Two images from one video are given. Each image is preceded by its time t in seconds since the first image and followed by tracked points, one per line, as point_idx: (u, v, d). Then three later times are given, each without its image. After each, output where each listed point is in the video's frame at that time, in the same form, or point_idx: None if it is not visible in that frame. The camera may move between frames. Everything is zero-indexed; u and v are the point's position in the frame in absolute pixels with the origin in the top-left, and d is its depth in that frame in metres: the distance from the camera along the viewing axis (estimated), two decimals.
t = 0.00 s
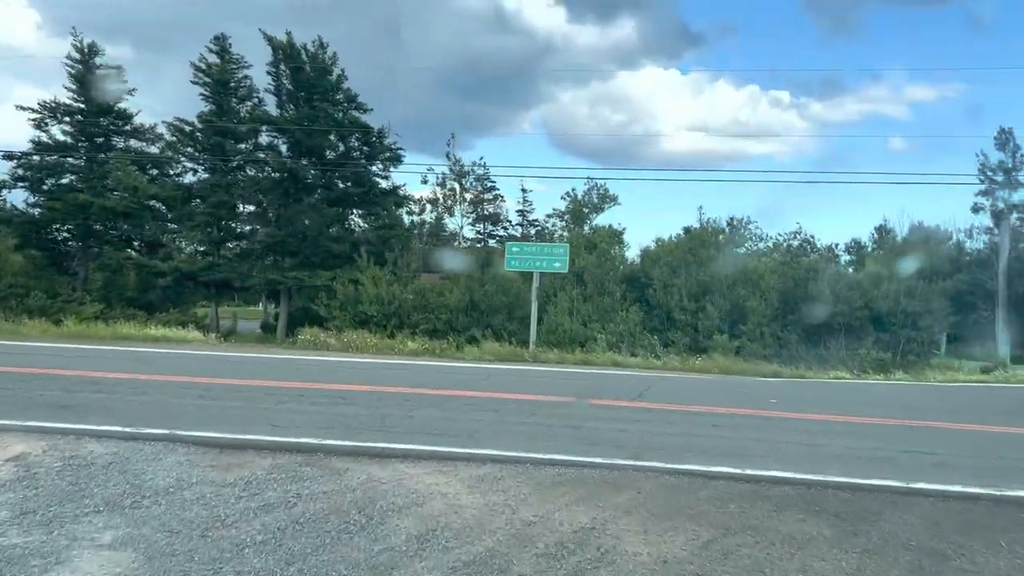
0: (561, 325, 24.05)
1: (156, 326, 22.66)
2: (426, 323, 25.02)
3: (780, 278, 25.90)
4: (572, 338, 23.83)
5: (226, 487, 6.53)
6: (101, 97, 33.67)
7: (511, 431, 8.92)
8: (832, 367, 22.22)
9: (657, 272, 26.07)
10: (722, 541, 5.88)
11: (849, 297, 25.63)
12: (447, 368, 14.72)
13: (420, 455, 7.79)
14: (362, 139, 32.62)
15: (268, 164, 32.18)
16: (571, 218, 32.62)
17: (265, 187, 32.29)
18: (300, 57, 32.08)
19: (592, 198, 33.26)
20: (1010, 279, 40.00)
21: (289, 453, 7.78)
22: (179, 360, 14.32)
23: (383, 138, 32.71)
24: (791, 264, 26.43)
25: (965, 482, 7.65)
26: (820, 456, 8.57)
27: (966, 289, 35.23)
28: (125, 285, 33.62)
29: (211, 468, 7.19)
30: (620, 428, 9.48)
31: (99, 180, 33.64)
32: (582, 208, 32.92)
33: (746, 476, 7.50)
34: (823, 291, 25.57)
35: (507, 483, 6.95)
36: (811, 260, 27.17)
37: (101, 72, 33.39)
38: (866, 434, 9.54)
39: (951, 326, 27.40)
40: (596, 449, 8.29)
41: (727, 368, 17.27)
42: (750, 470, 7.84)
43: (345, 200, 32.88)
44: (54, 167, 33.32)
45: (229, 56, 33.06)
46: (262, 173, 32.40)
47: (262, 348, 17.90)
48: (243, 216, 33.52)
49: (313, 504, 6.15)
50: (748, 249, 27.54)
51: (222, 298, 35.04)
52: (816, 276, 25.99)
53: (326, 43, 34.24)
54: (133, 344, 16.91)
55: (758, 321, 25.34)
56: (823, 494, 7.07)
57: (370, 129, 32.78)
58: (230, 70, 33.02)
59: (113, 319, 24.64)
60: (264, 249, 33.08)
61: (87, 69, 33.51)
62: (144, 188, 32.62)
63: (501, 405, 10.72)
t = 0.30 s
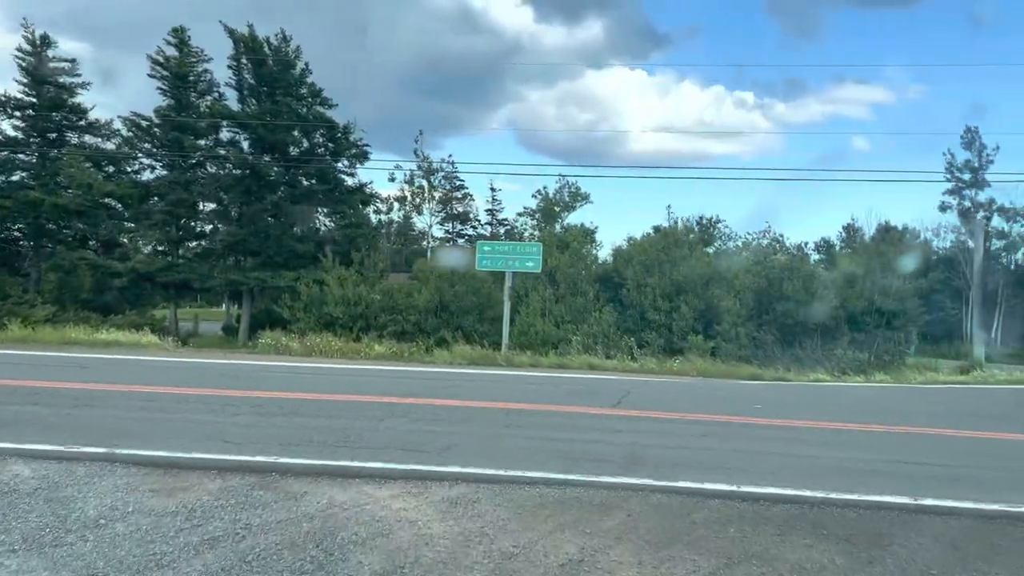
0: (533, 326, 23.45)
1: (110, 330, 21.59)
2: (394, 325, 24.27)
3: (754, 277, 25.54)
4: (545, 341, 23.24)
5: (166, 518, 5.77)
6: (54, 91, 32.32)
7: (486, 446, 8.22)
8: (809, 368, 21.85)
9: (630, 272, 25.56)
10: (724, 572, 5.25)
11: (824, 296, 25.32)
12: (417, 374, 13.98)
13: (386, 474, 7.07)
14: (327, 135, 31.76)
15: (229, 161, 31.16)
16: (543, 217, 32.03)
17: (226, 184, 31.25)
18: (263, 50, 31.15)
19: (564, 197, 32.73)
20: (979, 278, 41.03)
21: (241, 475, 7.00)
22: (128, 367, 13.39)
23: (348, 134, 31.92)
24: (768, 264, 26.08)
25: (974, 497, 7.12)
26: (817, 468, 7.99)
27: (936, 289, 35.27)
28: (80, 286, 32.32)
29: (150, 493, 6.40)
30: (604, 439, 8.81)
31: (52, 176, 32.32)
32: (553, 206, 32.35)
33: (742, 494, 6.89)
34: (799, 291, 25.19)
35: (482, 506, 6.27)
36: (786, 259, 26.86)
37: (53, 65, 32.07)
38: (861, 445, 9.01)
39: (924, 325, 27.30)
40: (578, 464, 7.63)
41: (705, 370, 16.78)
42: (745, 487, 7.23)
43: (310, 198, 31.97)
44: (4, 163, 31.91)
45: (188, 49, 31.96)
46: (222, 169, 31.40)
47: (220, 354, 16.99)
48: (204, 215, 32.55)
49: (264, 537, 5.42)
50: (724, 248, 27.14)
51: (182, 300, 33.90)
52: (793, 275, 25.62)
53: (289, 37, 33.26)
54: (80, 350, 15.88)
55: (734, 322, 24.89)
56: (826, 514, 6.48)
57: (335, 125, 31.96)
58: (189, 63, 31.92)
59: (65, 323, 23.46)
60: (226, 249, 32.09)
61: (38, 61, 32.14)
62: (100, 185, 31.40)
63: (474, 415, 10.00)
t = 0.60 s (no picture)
0: (507, 327, 22.84)
1: (64, 334, 20.60)
2: (363, 326, 23.54)
3: (729, 277, 25.16)
4: (519, 343, 22.64)
5: (99, 554, 5.07)
6: (7, 85, 31.07)
7: (462, 461, 7.57)
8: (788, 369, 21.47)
9: (605, 271, 25.06)
10: None
11: (800, 295, 24.97)
12: (386, 379, 13.27)
13: (351, 496, 6.41)
14: (293, 131, 30.99)
15: (192, 157, 30.19)
16: (515, 215, 31.44)
17: (189, 181, 30.27)
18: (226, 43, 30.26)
19: (537, 195, 32.15)
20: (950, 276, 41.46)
21: (190, 499, 6.28)
22: (75, 376, 12.51)
23: (315, 130, 31.15)
24: (744, 263, 25.74)
25: (986, 513, 6.64)
26: (816, 481, 7.46)
27: (908, 287, 35.26)
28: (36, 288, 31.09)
29: (84, 523, 5.69)
30: (588, 451, 8.21)
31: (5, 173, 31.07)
32: (525, 204, 31.74)
33: (740, 513, 6.34)
34: (776, 290, 24.82)
35: (459, 534, 5.64)
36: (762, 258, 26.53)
37: (7, 58, 30.91)
38: (858, 455, 8.51)
39: (900, 324, 27.14)
40: (561, 481, 7.03)
41: (685, 373, 16.26)
42: (743, 504, 6.68)
43: (276, 196, 31.14)
44: None
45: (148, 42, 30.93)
46: (185, 166, 30.44)
47: (179, 358, 16.14)
48: (166, 213, 31.55)
49: None
50: (700, 247, 26.76)
51: (142, 301, 32.83)
52: (770, 275, 25.28)
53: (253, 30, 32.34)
54: (25, 356, 14.92)
55: (711, 322, 24.45)
56: (834, 536, 5.95)
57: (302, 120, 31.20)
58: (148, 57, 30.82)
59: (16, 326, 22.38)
60: (188, 248, 31.10)
61: None
62: (57, 182, 30.25)
63: (447, 425, 9.33)
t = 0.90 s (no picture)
0: (484, 328, 22.24)
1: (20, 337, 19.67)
2: (334, 328, 22.82)
3: (708, 275, 24.86)
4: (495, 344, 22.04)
5: None
6: None
7: (441, 478, 6.98)
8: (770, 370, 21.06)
9: (584, 270, 24.57)
10: None
11: (781, 294, 24.53)
12: (358, 385, 12.61)
13: (318, 520, 5.80)
14: (262, 127, 30.35)
15: (156, 154, 29.26)
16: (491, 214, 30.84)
17: (153, 178, 29.35)
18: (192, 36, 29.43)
19: (514, 193, 31.58)
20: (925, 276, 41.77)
21: (137, 527, 5.62)
22: (24, 383, 11.69)
23: (285, 126, 30.45)
24: (724, 261, 25.35)
25: (1003, 529, 6.19)
26: (820, 496, 6.96)
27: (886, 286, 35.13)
28: None
29: (11, 556, 5.03)
30: (576, 464, 7.64)
31: None
32: (502, 202, 31.15)
33: (744, 534, 5.82)
34: (756, 289, 24.42)
35: (436, 563, 5.06)
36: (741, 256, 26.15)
37: None
38: (859, 466, 8.03)
39: (880, 323, 26.89)
40: (548, 499, 6.47)
41: (668, 376, 15.75)
42: (745, 522, 6.16)
43: (244, 194, 30.35)
44: None
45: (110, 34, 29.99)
46: (150, 163, 29.56)
47: (139, 363, 15.32)
48: (130, 212, 30.61)
49: None
50: (679, 246, 26.37)
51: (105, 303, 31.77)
52: (750, 274, 24.91)
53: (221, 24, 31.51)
54: None
55: (691, 322, 24.00)
56: (848, 559, 5.45)
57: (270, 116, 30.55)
58: (111, 50, 30.26)
59: None
60: (153, 248, 30.15)
61: None
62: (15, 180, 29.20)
63: (423, 436, 8.72)
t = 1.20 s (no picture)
0: (462, 329, 21.69)
1: None
2: (307, 330, 22.12)
3: (689, 275, 24.42)
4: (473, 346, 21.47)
5: None
6: None
7: (420, 496, 6.42)
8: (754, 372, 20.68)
9: (564, 269, 24.07)
10: None
11: (764, 295, 24.21)
12: (332, 391, 11.99)
13: (284, 549, 5.21)
14: (233, 122, 29.82)
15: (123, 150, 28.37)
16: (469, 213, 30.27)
17: (119, 175, 28.48)
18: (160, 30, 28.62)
19: (492, 191, 31.01)
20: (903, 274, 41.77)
21: (79, 559, 5.00)
22: None
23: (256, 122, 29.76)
24: (705, 261, 24.96)
25: None
26: (829, 511, 6.48)
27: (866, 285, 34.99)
28: None
29: None
30: (566, 478, 7.10)
31: None
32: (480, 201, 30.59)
33: (754, 559, 5.32)
34: (739, 289, 24.04)
35: None
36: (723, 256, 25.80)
37: None
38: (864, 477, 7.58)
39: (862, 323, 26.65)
40: (538, 520, 5.93)
41: (654, 379, 15.26)
42: (752, 543, 5.67)
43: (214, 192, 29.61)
44: None
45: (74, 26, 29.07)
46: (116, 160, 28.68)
47: (99, 369, 14.53)
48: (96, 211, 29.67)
49: None
50: (659, 245, 25.98)
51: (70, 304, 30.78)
52: (733, 273, 24.57)
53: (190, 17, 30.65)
54: None
55: (673, 323, 23.58)
56: None
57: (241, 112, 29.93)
58: (76, 43, 29.27)
59: None
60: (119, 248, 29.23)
61: None
62: None
63: (401, 448, 8.14)
